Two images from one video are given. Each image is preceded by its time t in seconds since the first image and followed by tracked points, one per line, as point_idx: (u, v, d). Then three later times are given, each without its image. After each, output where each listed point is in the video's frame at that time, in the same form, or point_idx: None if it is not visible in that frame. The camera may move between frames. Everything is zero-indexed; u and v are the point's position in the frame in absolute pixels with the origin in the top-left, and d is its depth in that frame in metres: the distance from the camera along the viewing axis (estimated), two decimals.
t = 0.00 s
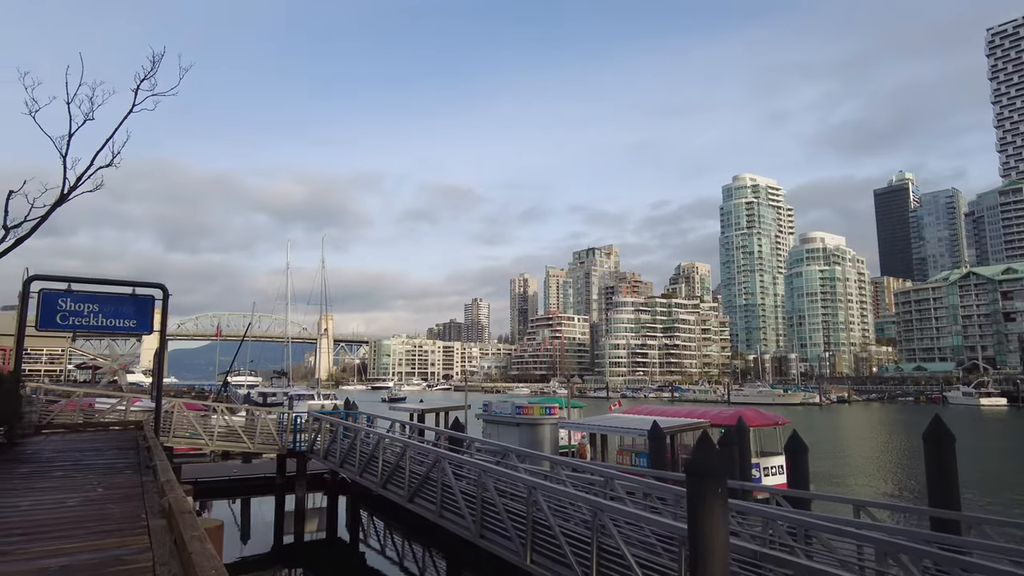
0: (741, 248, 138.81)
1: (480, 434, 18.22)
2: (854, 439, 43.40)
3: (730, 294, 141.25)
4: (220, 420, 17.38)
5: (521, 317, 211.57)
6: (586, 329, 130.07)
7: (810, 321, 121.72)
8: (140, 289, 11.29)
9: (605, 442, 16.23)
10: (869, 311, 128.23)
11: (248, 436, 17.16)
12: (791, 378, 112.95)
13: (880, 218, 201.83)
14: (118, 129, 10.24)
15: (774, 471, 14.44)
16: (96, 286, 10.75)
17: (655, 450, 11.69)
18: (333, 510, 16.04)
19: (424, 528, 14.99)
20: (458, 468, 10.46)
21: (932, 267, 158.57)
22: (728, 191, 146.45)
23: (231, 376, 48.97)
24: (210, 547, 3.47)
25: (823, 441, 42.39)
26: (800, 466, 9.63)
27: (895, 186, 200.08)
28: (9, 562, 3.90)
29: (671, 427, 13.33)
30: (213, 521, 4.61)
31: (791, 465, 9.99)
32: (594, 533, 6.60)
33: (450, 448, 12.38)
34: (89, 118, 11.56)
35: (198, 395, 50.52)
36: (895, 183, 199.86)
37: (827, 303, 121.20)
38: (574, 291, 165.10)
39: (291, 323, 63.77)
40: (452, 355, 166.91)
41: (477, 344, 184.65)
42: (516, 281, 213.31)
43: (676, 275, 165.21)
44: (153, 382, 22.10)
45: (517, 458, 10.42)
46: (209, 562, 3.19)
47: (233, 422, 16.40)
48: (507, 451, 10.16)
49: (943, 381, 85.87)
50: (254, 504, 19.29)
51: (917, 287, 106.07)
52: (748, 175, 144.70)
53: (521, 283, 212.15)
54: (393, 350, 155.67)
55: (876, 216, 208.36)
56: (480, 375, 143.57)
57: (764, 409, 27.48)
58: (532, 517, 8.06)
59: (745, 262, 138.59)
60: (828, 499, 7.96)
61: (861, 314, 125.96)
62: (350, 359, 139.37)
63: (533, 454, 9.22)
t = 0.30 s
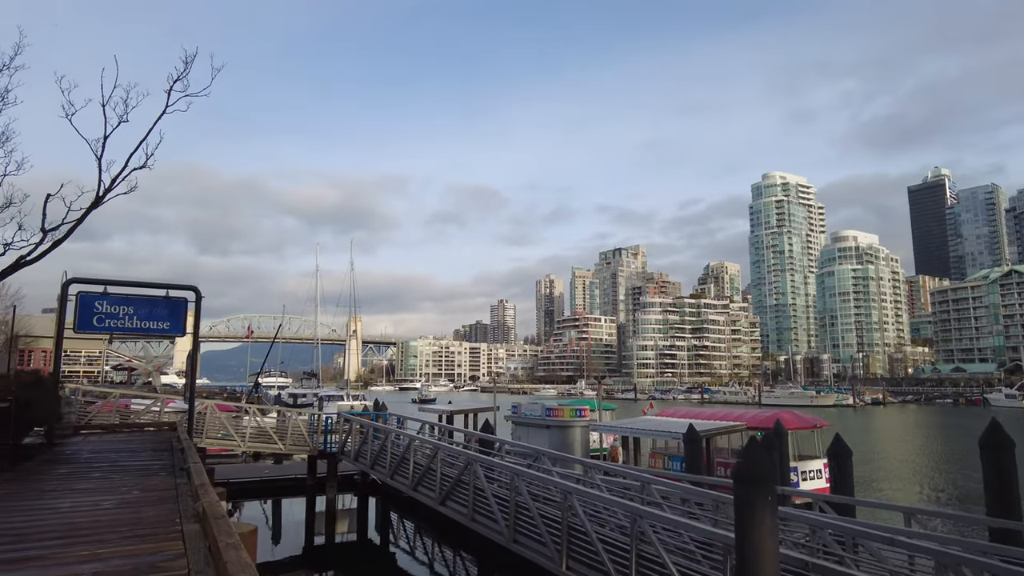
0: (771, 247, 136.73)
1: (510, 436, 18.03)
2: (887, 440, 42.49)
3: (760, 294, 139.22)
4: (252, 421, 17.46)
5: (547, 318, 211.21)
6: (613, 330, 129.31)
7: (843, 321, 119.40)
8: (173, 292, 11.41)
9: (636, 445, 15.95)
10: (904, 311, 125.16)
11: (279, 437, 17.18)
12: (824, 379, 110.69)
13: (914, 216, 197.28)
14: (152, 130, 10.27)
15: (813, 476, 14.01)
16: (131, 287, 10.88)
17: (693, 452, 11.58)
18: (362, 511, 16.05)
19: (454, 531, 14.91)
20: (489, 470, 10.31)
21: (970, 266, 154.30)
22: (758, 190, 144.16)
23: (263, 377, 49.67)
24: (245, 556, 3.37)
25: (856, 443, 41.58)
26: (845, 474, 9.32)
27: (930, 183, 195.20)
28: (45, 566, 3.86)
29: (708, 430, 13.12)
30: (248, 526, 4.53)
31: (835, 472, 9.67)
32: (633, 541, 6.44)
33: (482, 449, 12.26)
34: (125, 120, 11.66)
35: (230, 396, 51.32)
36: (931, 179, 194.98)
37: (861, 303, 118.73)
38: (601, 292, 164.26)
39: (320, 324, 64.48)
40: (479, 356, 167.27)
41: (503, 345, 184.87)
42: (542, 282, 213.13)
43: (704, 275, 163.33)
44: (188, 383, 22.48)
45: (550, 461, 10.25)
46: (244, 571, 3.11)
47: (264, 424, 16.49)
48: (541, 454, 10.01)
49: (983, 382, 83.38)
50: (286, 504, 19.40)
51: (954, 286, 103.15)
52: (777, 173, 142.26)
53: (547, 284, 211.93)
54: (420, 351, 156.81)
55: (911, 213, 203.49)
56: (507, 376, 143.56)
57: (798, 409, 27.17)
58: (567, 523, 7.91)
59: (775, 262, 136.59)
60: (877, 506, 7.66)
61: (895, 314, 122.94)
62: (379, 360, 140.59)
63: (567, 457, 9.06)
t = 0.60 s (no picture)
0: (799, 245, 134.43)
1: (538, 436, 17.84)
2: (925, 442, 41.38)
3: (788, 292, 137.11)
4: (281, 421, 17.54)
5: (571, 318, 210.50)
6: (638, 329, 128.35)
7: (874, 319, 116.96)
8: (203, 291, 11.47)
9: (667, 446, 15.66)
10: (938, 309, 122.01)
11: (308, 437, 17.22)
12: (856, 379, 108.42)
13: (949, 212, 192.45)
14: (183, 126, 10.28)
15: (852, 479, 13.59)
16: (162, 288, 10.96)
17: (729, 453, 11.32)
18: (390, 511, 16.01)
19: (482, 532, 14.74)
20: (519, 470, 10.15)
21: (1007, 262, 149.91)
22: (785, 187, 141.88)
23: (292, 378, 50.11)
24: (280, 559, 3.26)
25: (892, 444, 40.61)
26: (890, 474, 9.00)
27: (965, 177, 190.22)
28: (78, 569, 3.80)
29: (743, 431, 12.83)
30: (281, 528, 4.44)
31: (878, 474, 9.35)
32: (672, 543, 6.24)
33: (510, 449, 12.10)
34: (156, 118, 11.72)
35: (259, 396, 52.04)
36: (966, 173, 189.97)
37: (893, 301, 116.14)
38: (626, 291, 163.15)
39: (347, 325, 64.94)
40: (503, 356, 167.28)
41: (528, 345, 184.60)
42: (566, 282, 212.55)
43: (731, 274, 161.31)
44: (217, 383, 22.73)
45: (582, 462, 10.04)
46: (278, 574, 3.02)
47: (294, 423, 16.53)
48: (572, 454, 9.83)
49: (1023, 382, 80.89)
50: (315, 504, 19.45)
51: (991, 283, 100.26)
52: (806, 170, 139.75)
53: (571, 284, 211.29)
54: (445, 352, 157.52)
55: (945, 209, 198.43)
56: (532, 376, 143.32)
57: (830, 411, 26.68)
58: (603, 525, 7.72)
59: (804, 260, 134.42)
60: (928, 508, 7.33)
61: (929, 312, 119.95)
62: (405, 360, 141.49)
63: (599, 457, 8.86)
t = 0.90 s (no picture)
0: (835, 242, 131.45)
1: (572, 438, 17.61)
2: (972, 445, 39.97)
3: (824, 291, 134.24)
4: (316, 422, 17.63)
5: (602, 318, 209.25)
6: (671, 330, 126.88)
7: (915, 319, 113.78)
8: (240, 293, 11.57)
9: (705, 448, 15.29)
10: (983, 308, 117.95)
11: (343, 438, 17.22)
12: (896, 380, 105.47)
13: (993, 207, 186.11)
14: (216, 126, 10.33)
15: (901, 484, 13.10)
16: (198, 290, 11.05)
17: (773, 458, 10.96)
18: (424, 513, 15.95)
19: (517, 535, 14.57)
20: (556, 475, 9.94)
21: None
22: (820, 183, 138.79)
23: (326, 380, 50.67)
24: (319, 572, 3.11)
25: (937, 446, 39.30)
26: (949, 486, 8.57)
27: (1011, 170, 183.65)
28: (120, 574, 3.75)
29: (786, 434, 12.53)
30: (317, 535, 4.31)
31: (936, 482, 8.90)
32: (720, 552, 5.95)
33: (546, 452, 11.88)
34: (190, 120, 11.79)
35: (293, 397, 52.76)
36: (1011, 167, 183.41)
37: (935, 300, 112.68)
38: (658, 291, 161.55)
39: (379, 326, 65.42)
40: (534, 357, 167.03)
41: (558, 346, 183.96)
42: (596, 283, 211.46)
43: (765, 273, 158.48)
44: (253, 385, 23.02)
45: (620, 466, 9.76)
46: None
47: (328, 424, 16.58)
48: (610, 458, 9.59)
49: None
50: (349, 505, 19.51)
51: None
52: (842, 166, 136.42)
53: (601, 284, 210.19)
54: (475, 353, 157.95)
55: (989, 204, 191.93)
56: (563, 377, 142.74)
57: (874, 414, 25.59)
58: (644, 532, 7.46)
59: (840, 257, 131.44)
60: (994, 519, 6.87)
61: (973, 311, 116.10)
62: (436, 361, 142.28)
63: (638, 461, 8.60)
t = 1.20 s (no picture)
0: (876, 239, 128.16)
1: (609, 439, 17.36)
2: None
3: (864, 289, 131.04)
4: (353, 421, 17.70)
5: (635, 318, 207.56)
6: (706, 330, 125.10)
7: (961, 317, 110.25)
8: (278, 294, 11.66)
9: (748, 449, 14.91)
10: None
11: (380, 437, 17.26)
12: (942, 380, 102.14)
13: None
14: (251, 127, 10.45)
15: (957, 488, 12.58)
16: (237, 290, 11.14)
17: (822, 461, 10.55)
18: (461, 513, 15.88)
19: (555, 537, 14.37)
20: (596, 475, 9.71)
21: None
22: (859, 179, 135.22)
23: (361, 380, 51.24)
24: None
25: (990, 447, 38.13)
26: (1016, 489, 8.12)
27: None
28: None
29: (834, 434, 12.21)
30: (359, 537, 4.20)
31: (1000, 483, 8.45)
32: (772, 557, 5.67)
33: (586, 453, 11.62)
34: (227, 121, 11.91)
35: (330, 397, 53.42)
36: None
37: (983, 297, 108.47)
38: (692, 291, 159.56)
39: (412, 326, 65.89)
40: (567, 357, 166.44)
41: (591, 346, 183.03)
42: (629, 282, 209.85)
43: (802, 271, 155.16)
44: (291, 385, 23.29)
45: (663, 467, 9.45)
46: None
47: (364, 424, 16.64)
48: (651, 459, 9.31)
49: None
50: (386, 505, 19.60)
51: None
52: (881, 160, 132.49)
53: (634, 283, 208.53)
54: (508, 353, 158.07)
55: None
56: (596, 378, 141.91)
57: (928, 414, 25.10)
58: (690, 535, 7.19)
59: (881, 254, 128.07)
60: None
61: None
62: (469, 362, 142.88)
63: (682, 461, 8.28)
